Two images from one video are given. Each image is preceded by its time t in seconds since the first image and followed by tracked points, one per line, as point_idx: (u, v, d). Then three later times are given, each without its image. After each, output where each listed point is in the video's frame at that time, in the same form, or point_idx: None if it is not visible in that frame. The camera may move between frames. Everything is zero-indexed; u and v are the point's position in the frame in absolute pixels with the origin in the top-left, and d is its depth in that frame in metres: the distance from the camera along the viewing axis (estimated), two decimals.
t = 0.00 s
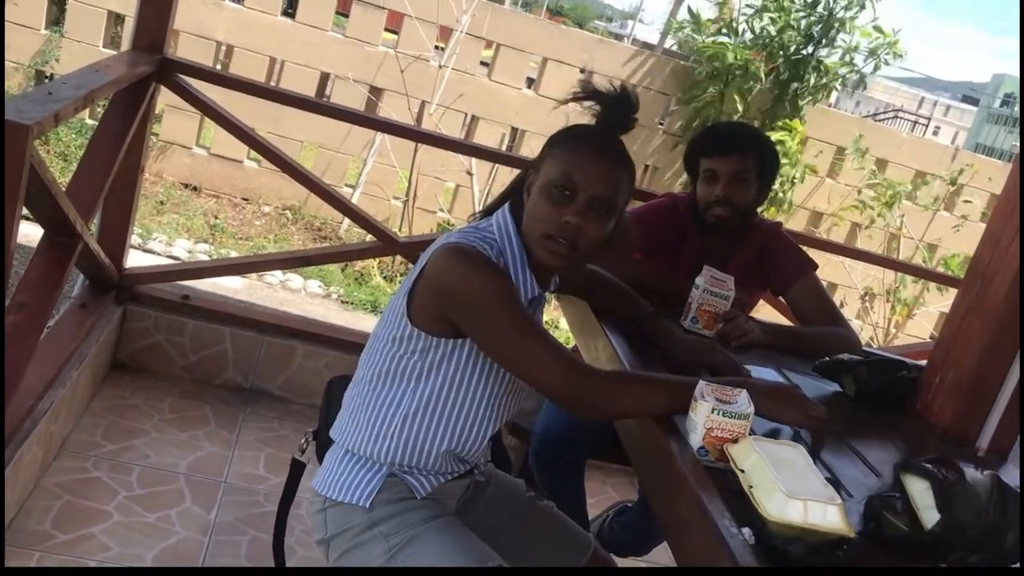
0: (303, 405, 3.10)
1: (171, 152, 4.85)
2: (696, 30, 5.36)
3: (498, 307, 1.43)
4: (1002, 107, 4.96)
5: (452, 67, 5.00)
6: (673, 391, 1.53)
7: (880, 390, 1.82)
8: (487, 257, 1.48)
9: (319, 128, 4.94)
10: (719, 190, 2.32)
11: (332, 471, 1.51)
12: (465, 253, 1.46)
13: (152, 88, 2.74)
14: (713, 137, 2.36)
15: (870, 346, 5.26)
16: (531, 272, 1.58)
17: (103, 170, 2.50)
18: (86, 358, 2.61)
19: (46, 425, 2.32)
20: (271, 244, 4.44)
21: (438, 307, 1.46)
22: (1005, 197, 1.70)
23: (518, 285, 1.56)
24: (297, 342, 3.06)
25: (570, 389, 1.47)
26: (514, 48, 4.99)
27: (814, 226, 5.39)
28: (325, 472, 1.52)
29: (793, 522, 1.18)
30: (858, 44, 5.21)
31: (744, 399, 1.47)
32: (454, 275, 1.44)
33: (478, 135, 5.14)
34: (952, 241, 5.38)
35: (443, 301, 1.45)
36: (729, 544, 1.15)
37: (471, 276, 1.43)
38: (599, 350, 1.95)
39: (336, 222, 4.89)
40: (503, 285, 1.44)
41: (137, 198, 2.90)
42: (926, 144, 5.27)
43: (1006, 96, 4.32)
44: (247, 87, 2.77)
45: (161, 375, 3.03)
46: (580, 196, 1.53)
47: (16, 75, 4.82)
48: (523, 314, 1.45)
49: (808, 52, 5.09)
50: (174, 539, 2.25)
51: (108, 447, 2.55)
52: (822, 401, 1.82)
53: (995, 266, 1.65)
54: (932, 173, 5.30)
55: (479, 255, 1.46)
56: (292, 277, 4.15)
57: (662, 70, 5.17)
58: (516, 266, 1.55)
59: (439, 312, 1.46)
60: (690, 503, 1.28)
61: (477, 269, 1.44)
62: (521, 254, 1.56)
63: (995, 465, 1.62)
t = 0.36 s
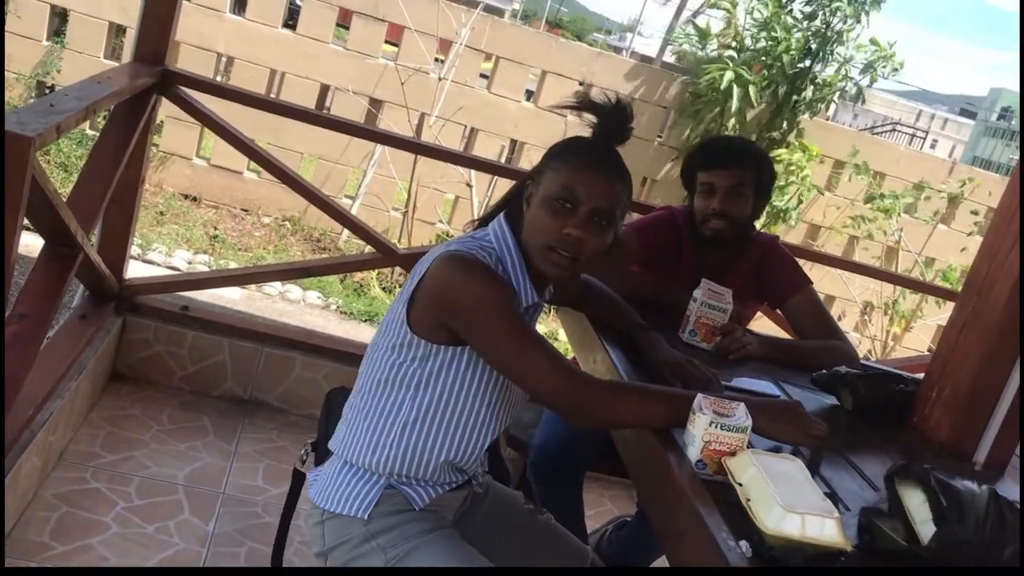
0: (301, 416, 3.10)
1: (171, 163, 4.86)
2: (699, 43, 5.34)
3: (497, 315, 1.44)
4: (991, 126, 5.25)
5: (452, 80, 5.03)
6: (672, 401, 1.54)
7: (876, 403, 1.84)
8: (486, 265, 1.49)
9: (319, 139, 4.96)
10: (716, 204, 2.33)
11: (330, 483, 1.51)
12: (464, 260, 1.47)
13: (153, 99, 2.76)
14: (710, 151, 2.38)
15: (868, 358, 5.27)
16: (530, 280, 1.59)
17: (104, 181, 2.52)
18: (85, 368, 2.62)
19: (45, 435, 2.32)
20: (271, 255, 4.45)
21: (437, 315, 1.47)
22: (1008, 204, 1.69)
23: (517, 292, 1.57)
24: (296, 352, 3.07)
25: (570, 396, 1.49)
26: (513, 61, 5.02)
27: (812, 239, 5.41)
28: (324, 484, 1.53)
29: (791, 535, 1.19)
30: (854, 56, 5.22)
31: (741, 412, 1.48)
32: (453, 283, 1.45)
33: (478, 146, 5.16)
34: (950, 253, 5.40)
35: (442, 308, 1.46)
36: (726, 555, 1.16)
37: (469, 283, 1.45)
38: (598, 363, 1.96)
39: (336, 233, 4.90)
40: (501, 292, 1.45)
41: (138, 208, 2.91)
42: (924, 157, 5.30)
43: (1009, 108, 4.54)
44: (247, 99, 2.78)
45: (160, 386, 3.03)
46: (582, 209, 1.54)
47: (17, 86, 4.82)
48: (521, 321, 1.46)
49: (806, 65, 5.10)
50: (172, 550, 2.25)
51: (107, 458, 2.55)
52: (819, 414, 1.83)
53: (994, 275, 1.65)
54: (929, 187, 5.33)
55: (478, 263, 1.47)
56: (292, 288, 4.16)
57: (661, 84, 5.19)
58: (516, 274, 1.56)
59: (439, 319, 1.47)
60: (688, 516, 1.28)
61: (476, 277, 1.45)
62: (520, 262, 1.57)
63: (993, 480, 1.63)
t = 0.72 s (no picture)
0: (292, 422, 3.10)
1: (163, 169, 4.85)
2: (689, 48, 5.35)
3: (480, 314, 1.44)
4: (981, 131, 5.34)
5: (444, 85, 5.03)
6: (657, 400, 1.54)
7: (867, 405, 1.84)
8: (468, 264, 1.49)
9: (311, 145, 4.96)
10: (707, 208, 2.34)
11: (318, 488, 1.51)
12: (445, 260, 1.47)
13: (144, 104, 2.76)
14: (699, 155, 2.39)
15: (860, 363, 5.29)
16: (513, 277, 1.59)
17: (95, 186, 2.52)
18: (75, 374, 2.61)
19: (34, 441, 2.31)
20: (262, 261, 4.44)
21: (420, 315, 1.47)
22: (991, 203, 1.68)
23: (501, 290, 1.57)
24: (286, 358, 3.06)
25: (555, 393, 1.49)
26: (505, 67, 5.03)
27: (803, 243, 5.43)
28: (312, 489, 1.52)
29: (780, 538, 1.19)
30: (847, 61, 5.26)
31: (730, 415, 1.48)
32: (435, 283, 1.45)
33: (471, 151, 5.16)
34: (941, 258, 5.42)
35: (424, 308, 1.46)
36: (715, 560, 1.15)
37: (451, 283, 1.45)
38: (588, 366, 1.96)
39: (328, 239, 4.89)
40: (483, 291, 1.46)
41: (128, 213, 2.91)
42: (914, 162, 5.32)
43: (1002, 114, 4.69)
44: (237, 103, 2.78)
45: (151, 391, 3.02)
46: (565, 203, 1.55)
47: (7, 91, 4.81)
48: (504, 320, 1.46)
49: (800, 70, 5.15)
50: (162, 556, 2.24)
51: (97, 464, 2.54)
52: (808, 417, 1.83)
53: (981, 278, 1.64)
54: (921, 192, 5.35)
55: (460, 262, 1.48)
56: (283, 293, 4.15)
57: (653, 89, 5.20)
58: (499, 273, 1.56)
59: (422, 319, 1.47)
60: (677, 519, 1.28)
61: (457, 276, 1.46)
62: (503, 260, 1.57)
63: (984, 482, 1.64)
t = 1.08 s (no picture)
0: (273, 416, 3.10)
1: (146, 161, 4.83)
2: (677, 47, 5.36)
3: (460, 307, 1.45)
4: (963, 132, 5.61)
5: (429, 81, 5.03)
6: (636, 396, 1.55)
7: (843, 404, 1.87)
8: (448, 258, 1.50)
9: (295, 139, 4.95)
10: (687, 207, 2.36)
11: (297, 481, 1.52)
12: (426, 253, 1.48)
13: (127, 96, 2.74)
14: (679, 155, 2.42)
15: (839, 362, 5.34)
16: (494, 273, 1.60)
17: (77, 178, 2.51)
18: (54, 366, 2.60)
19: (12, 433, 2.31)
20: (245, 254, 4.43)
21: (401, 308, 1.48)
22: (964, 208, 1.70)
23: (482, 286, 1.58)
24: (268, 352, 3.07)
25: (534, 389, 1.50)
26: (490, 63, 5.03)
27: (784, 243, 5.47)
28: (291, 482, 1.53)
29: (752, 534, 1.22)
30: (834, 67, 5.31)
31: (705, 412, 1.49)
32: (415, 276, 1.46)
33: (455, 147, 5.16)
34: (921, 259, 5.48)
35: (405, 301, 1.47)
36: (690, 558, 1.17)
37: (431, 276, 1.46)
38: (568, 364, 1.98)
39: (311, 233, 4.88)
40: (464, 285, 1.47)
41: (110, 206, 2.90)
42: (896, 163, 5.37)
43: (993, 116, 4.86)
44: (221, 96, 2.78)
45: (131, 384, 3.01)
46: (549, 199, 1.56)
47: None
48: (483, 315, 1.47)
49: (784, 73, 5.16)
50: (140, 549, 2.24)
51: (76, 456, 2.53)
52: (783, 415, 1.85)
53: (954, 281, 1.66)
54: (901, 193, 5.40)
55: (440, 256, 1.49)
56: (265, 287, 4.15)
57: (637, 87, 5.21)
58: (480, 268, 1.57)
59: (403, 312, 1.49)
60: (652, 515, 1.30)
61: (438, 270, 1.47)
62: (484, 256, 1.58)
63: (956, 483, 1.70)
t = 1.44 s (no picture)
0: (260, 411, 3.09)
1: (133, 153, 4.79)
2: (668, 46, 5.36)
3: (449, 309, 1.46)
4: (947, 134, 5.59)
5: (418, 76, 5.02)
6: (623, 398, 1.57)
7: (829, 407, 1.89)
8: (437, 260, 1.51)
9: (282, 132, 4.93)
10: (677, 208, 2.38)
11: (286, 481, 1.52)
12: (414, 255, 1.49)
13: (116, 89, 2.72)
14: (670, 156, 2.44)
15: (823, 362, 5.38)
16: (484, 274, 1.61)
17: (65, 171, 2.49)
18: (40, 360, 2.59)
19: None
20: (231, 248, 4.41)
21: (390, 310, 1.48)
22: (950, 217, 1.72)
23: (471, 287, 1.59)
24: (255, 347, 3.06)
25: (522, 390, 1.51)
26: (479, 59, 5.03)
27: (770, 243, 5.50)
28: (280, 481, 1.53)
29: (740, 538, 1.23)
30: (811, 60, 5.25)
31: (695, 416, 1.51)
32: (404, 277, 1.47)
33: (443, 144, 5.16)
34: (905, 261, 5.53)
35: (393, 303, 1.47)
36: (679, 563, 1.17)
37: (420, 277, 1.46)
38: (557, 365, 1.99)
39: (298, 227, 4.86)
40: (453, 287, 1.48)
41: (98, 198, 2.88)
42: (881, 165, 5.41)
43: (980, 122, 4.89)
44: (212, 91, 2.76)
45: (117, 378, 3.00)
46: (554, 213, 1.56)
47: None
48: (472, 316, 1.48)
49: (766, 71, 5.15)
50: (127, 545, 2.23)
51: (62, 450, 2.52)
52: (771, 418, 1.87)
53: (941, 289, 1.69)
54: (887, 195, 5.44)
55: (429, 258, 1.49)
56: (252, 281, 4.14)
57: (624, 85, 5.22)
58: (468, 270, 1.58)
59: (392, 314, 1.49)
60: (642, 517, 1.31)
61: (427, 271, 1.47)
62: (473, 258, 1.59)
63: (939, 485, 1.71)
